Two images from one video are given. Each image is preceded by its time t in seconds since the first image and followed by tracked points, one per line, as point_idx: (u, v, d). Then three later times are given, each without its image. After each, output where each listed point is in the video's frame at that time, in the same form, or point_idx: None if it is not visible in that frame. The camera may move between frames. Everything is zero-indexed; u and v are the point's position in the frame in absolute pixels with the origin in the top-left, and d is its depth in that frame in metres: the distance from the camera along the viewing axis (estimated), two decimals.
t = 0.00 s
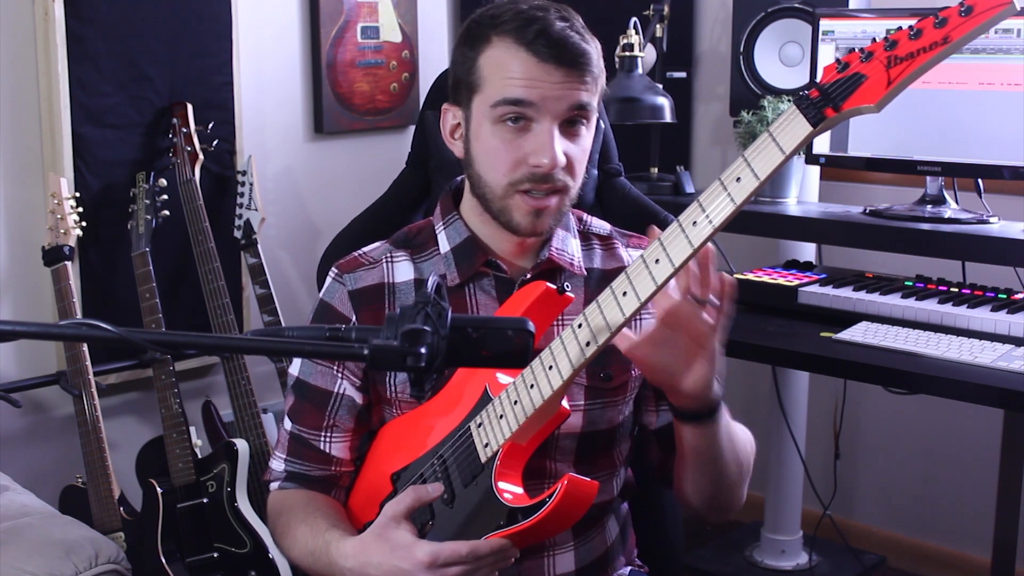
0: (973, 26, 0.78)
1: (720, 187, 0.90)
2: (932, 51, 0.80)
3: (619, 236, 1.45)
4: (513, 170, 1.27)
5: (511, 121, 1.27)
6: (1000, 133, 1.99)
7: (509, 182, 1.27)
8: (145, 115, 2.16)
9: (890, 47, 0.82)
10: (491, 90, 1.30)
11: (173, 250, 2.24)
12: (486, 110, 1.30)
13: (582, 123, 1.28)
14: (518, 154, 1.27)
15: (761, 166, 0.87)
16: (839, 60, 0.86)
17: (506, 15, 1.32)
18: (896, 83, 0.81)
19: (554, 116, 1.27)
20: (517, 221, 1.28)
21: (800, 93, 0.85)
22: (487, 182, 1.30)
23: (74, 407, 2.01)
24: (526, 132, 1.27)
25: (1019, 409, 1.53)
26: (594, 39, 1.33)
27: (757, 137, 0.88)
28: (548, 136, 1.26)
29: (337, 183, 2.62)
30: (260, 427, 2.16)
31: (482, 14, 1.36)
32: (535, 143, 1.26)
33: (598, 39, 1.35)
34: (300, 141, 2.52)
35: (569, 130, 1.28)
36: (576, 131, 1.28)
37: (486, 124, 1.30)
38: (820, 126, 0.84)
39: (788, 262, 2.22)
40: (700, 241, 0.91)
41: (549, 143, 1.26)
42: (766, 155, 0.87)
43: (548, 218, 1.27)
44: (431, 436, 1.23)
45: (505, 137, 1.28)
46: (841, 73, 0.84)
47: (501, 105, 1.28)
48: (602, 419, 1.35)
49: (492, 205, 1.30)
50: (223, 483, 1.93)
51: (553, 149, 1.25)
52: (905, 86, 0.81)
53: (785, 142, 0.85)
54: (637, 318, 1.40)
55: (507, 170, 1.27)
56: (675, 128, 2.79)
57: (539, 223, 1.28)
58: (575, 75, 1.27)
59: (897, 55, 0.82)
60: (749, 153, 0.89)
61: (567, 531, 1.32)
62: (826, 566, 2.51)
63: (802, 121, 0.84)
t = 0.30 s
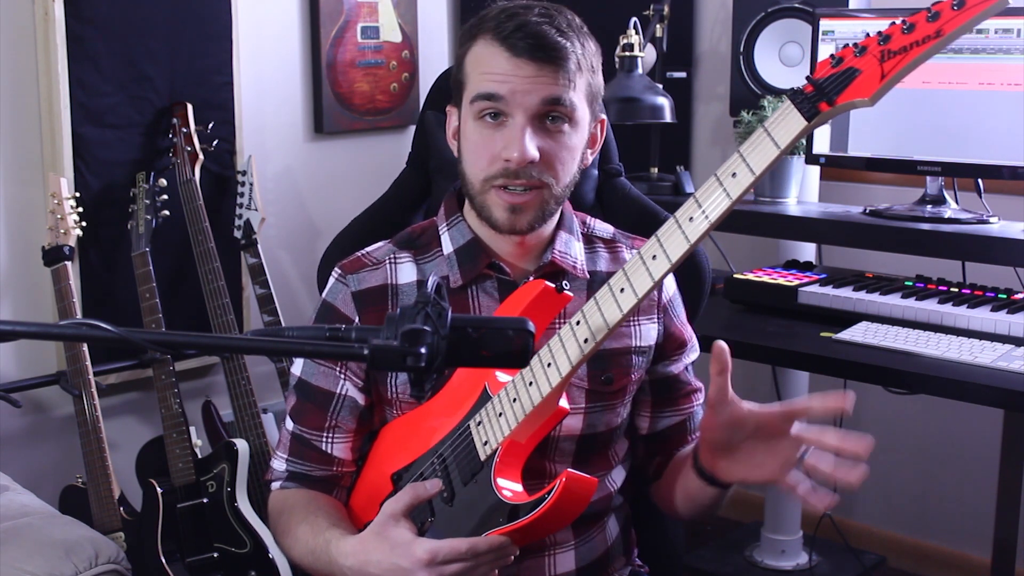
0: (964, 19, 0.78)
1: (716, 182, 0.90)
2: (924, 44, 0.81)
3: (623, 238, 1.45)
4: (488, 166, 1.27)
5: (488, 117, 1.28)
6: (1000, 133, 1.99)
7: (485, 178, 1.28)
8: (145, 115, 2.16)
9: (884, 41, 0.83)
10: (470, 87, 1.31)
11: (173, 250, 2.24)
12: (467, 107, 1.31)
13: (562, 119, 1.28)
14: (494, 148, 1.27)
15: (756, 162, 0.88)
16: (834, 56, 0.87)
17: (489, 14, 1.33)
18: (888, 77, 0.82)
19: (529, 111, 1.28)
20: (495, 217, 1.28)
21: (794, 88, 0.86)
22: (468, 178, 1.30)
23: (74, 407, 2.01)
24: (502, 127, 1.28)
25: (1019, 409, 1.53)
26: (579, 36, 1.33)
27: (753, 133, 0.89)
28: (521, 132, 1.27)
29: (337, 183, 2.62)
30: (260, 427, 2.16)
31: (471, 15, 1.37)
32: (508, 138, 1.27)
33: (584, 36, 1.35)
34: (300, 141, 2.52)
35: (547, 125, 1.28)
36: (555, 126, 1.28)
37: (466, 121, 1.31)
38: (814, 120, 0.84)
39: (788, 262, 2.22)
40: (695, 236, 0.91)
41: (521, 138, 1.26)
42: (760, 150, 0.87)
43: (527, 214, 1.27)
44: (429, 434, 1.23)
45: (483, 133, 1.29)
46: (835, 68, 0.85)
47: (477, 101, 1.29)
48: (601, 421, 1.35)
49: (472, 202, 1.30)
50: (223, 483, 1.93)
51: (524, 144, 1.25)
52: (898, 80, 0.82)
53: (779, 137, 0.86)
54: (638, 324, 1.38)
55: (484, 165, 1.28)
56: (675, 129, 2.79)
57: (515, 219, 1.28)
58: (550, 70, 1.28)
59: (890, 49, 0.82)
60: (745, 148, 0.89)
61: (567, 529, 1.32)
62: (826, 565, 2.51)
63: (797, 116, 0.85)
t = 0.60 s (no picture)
0: (988, 37, 0.79)
1: (733, 193, 0.91)
2: (946, 62, 0.81)
3: (624, 239, 1.45)
4: (499, 162, 1.27)
5: (492, 115, 1.28)
6: (1000, 133, 1.99)
7: (495, 175, 1.27)
8: (145, 115, 2.16)
9: (904, 58, 0.83)
10: (469, 88, 1.31)
11: (173, 250, 2.24)
12: (468, 108, 1.31)
13: (566, 108, 1.29)
14: (501, 145, 1.27)
15: (774, 173, 0.87)
16: (852, 70, 0.86)
17: (479, 16, 1.34)
18: (910, 93, 0.82)
19: (533, 104, 1.28)
20: (510, 212, 1.28)
21: (813, 101, 0.85)
22: (476, 178, 1.30)
23: (74, 407, 2.01)
24: (507, 123, 1.28)
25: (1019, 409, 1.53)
26: (569, 28, 1.34)
27: (770, 144, 0.88)
28: (528, 125, 1.27)
29: (337, 183, 2.62)
30: (260, 427, 2.16)
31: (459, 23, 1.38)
32: (516, 132, 1.27)
33: (574, 29, 1.36)
34: (300, 141, 2.52)
35: (552, 117, 1.28)
36: (560, 116, 1.28)
37: (469, 122, 1.31)
38: (834, 134, 0.84)
39: (788, 262, 2.22)
40: (712, 245, 0.92)
41: (529, 130, 1.26)
42: (779, 161, 0.87)
43: (541, 206, 1.27)
44: (436, 437, 1.23)
45: (488, 131, 1.28)
46: (855, 83, 0.85)
47: (479, 100, 1.29)
48: (603, 423, 1.35)
49: (484, 201, 1.29)
50: (223, 483, 1.93)
51: (533, 136, 1.25)
52: (919, 96, 0.82)
53: (799, 150, 0.86)
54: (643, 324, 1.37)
55: (493, 162, 1.27)
56: (674, 129, 2.79)
57: (533, 213, 1.27)
58: (548, 60, 1.28)
59: (911, 66, 0.82)
60: (763, 160, 0.89)
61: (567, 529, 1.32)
62: (826, 565, 2.51)
63: (817, 129, 0.85)
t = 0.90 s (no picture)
0: (987, 37, 0.79)
1: (733, 194, 0.91)
2: (945, 62, 0.81)
3: (627, 240, 1.44)
4: (496, 179, 1.27)
5: (487, 132, 1.28)
6: (1000, 133, 1.99)
7: (494, 191, 1.28)
8: (145, 115, 2.16)
9: (905, 58, 0.83)
10: (461, 104, 1.30)
11: (174, 250, 2.24)
12: (462, 123, 1.30)
13: (561, 120, 1.28)
14: (497, 162, 1.27)
15: (774, 174, 0.87)
16: (853, 70, 0.86)
17: (467, 29, 1.32)
18: (909, 93, 0.82)
19: (527, 119, 1.27)
20: (511, 228, 1.29)
21: (814, 101, 0.85)
22: (476, 194, 1.30)
23: (74, 407, 2.01)
24: (502, 140, 1.27)
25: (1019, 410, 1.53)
26: (559, 35, 1.32)
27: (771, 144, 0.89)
28: (522, 141, 1.26)
29: (337, 183, 2.62)
30: (260, 427, 2.16)
31: (449, 34, 1.36)
32: (511, 149, 1.26)
33: (564, 34, 1.34)
34: (300, 141, 2.52)
35: (547, 129, 1.28)
36: (555, 129, 1.28)
37: (464, 138, 1.30)
38: (833, 134, 0.84)
39: (788, 262, 2.22)
40: (711, 245, 0.91)
41: (523, 147, 1.26)
42: (779, 161, 0.87)
43: (542, 220, 1.28)
44: (436, 437, 1.23)
45: (482, 147, 1.28)
46: (855, 83, 0.85)
47: (473, 117, 1.28)
48: (603, 424, 1.35)
49: (484, 215, 1.31)
50: (223, 483, 1.93)
51: (529, 153, 1.25)
52: (918, 96, 0.82)
53: (798, 150, 0.86)
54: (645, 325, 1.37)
55: (491, 179, 1.27)
56: (675, 129, 2.79)
57: (534, 228, 1.29)
58: (539, 74, 1.27)
59: (911, 65, 0.82)
60: (763, 160, 0.89)
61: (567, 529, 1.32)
62: (826, 566, 2.51)
63: (816, 129, 0.85)
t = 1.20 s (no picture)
0: (994, 43, 0.80)
1: (738, 197, 0.90)
2: (950, 68, 0.82)
3: (626, 239, 1.44)
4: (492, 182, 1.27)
5: (481, 135, 1.27)
6: (1001, 133, 1.99)
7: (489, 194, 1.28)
8: (145, 115, 2.16)
9: (910, 63, 0.83)
10: (455, 107, 1.30)
11: (174, 250, 2.24)
12: (455, 126, 1.30)
13: (554, 121, 1.28)
14: (492, 165, 1.26)
15: (779, 177, 0.87)
16: (856, 73, 0.86)
17: (458, 31, 1.32)
18: (915, 98, 0.82)
19: (520, 121, 1.27)
20: (507, 231, 1.29)
21: (819, 105, 0.85)
22: (471, 197, 1.30)
23: (74, 407, 2.01)
24: (496, 142, 1.27)
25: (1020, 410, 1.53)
26: (550, 36, 1.32)
27: (776, 147, 0.88)
28: (517, 143, 1.26)
29: (337, 183, 2.62)
30: (260, 427, 2.16)
31: (438, 36, 1.36)
32: (505, 152, 1.26)
33: (555, 35, 1.34)
34: (301, 141, 2.52)
35: (540, 131, 1.28)
36: (549, 130, 1.28)
37: (458, 140, 1.30)
38: (839, 138, 0.84)
39: (788, 262, 2.22)
40: (715, 248, 0.91)
41: (518, 149, 1.26)
42: (783, 165, 0.87)
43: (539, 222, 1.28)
44: (437, 438, 1.23)
45: (477, 150, 1.28)
46: (860, 87, 0.84)
47: (466, 120, 1.28)
48: (604, 425, 1.35)
49: (480, 217, 1.30)
50: (223, 484, 1.93)
51: (525, 155, 1.25)
52: (923, 101, 0.83)
53: (804, 154, 0.85)
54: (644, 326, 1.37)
55: (486, 181, 1.27)
56: (675, 129, 2.79)
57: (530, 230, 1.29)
58: (531, 76, 1.27)
59: (917, 71, 0.83)
60: (768, 163, 0.88)
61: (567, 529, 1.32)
62: (826, 565, 2.51)
63: (821, 133, 0.85)
